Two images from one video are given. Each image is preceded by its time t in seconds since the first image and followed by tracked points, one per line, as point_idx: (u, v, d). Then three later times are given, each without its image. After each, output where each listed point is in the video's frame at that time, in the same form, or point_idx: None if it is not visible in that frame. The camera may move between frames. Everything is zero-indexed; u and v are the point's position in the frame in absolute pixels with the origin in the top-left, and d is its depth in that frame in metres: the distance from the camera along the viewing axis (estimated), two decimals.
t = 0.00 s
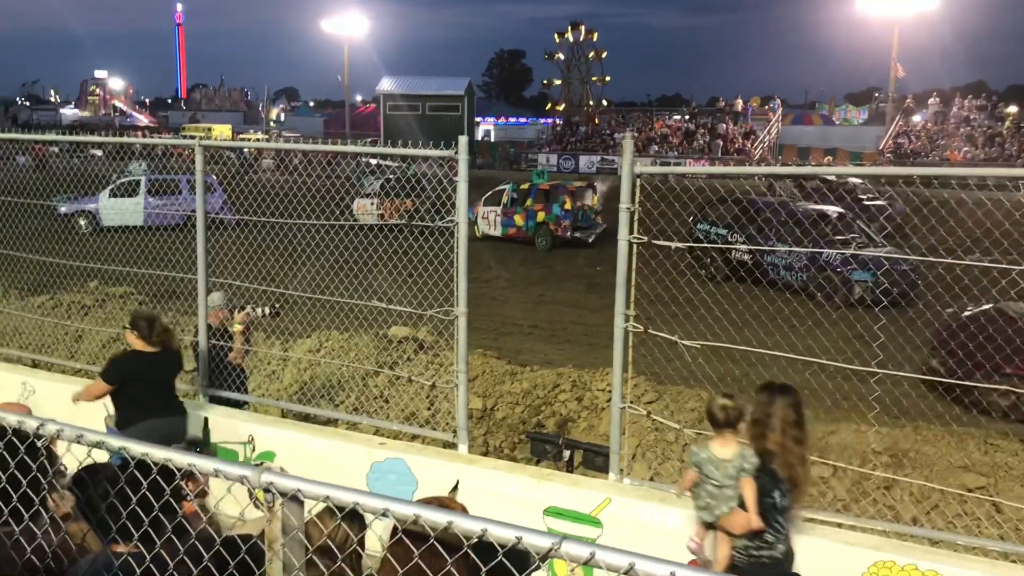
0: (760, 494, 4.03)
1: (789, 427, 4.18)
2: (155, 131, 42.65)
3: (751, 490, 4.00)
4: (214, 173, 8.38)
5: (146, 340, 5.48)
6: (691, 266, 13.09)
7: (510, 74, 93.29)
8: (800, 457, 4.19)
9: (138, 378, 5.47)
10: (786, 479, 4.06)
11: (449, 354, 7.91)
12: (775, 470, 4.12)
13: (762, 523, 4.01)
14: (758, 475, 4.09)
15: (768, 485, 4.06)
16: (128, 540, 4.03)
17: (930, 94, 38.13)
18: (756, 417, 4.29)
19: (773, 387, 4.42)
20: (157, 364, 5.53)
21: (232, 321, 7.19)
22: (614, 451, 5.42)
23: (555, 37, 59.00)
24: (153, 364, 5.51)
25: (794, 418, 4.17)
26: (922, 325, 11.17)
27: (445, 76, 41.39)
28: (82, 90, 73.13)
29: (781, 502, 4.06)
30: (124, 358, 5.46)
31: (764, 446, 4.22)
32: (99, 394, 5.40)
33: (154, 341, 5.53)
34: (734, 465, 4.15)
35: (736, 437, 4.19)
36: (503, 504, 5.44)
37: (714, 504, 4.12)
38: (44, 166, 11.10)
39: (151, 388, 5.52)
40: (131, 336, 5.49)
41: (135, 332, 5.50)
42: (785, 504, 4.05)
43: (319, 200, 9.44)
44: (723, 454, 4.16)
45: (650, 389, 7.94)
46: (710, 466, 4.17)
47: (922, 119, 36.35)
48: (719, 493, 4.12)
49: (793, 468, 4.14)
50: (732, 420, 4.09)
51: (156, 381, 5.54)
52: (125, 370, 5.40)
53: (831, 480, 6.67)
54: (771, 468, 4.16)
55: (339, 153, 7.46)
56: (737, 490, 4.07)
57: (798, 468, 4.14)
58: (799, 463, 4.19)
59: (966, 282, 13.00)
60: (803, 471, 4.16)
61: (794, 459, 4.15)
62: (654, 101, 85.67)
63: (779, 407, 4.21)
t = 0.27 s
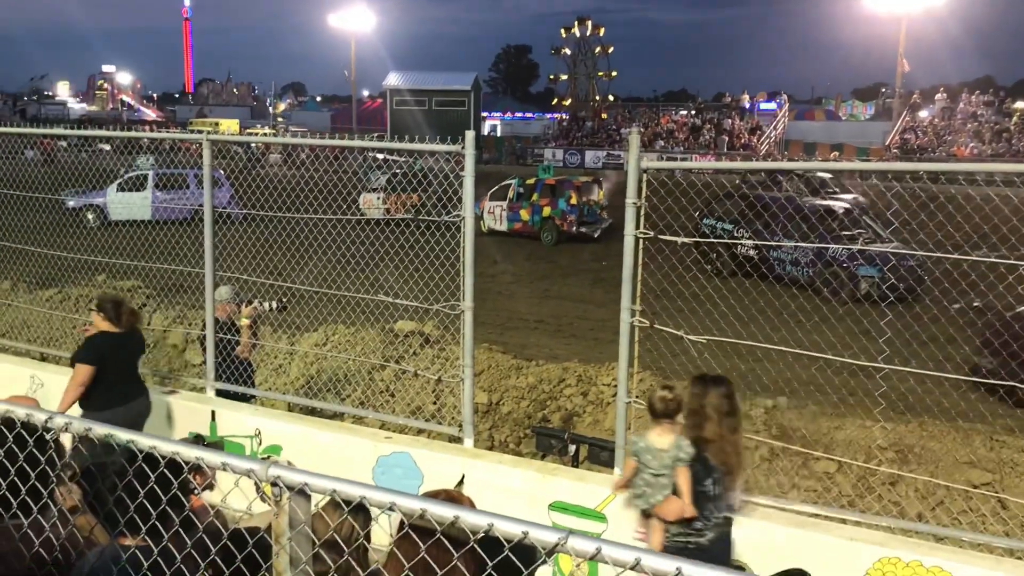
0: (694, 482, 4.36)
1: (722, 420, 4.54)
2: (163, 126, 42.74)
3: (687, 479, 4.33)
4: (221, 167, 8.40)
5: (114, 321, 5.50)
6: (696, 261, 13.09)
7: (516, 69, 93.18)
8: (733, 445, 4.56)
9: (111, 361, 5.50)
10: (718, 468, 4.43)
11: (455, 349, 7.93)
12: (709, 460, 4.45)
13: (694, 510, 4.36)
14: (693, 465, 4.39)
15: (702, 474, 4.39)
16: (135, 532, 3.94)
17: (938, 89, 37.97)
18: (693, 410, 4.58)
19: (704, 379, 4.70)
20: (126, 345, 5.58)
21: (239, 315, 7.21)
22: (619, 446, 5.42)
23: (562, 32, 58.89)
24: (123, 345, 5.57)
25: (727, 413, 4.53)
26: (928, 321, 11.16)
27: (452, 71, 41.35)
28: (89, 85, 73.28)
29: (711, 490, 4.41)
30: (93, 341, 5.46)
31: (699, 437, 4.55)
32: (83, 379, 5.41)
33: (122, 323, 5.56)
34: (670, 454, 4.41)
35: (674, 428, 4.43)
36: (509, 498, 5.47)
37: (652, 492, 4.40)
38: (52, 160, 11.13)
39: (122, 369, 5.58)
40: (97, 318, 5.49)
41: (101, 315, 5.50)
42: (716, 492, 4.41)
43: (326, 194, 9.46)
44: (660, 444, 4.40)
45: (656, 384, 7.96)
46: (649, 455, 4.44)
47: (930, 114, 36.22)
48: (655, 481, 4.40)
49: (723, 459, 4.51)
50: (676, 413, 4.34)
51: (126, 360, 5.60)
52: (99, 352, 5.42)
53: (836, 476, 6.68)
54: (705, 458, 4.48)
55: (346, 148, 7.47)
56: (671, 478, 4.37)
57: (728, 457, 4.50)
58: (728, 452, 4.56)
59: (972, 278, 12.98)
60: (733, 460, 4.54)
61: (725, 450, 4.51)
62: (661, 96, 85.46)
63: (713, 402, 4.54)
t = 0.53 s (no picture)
0: (619, 461, 4.21)
1: (650, 400, 4.38)
2: (168, 125, 42.81)
3: (611, 457, 4.18)
4: (226, 166, 8.40)
5: (69, 318, 5.78)
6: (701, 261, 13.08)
7: (521, 68, 93.19)
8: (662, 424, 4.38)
9: (73, 355, 5.75)
10: (645, 447, 4.28)
11: (459, 348, 7.92)
12: (634, 438, 4.31)
13: (620, 489, 4.21)
14: (618, 444, 4.25)
15: (626, 453, 4.23)
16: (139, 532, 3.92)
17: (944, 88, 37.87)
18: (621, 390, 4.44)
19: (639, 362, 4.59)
20: (82, 340, 5.86)
21: (243, 314, 7.21)
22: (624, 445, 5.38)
23: (566, 32, 58.84)
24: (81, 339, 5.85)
25: (655, 392, 4.38)
26: (933, 320, 11.12)
27: (456, 70, 41.37)
28: (94, 84, 73.42)
29: (639, 469, 4.26)
30: (54, 336, 5.71)
31: (626, 418, 4.40)
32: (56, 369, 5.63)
33: (75, 320, 5.83)
34: (598, 434, 4.32)
35: (601, 408, 4.33)
36: (512, 498, 5.45)
37: (580, 471, 4.29)
38: (56, 160, 11.15)
39: (84, 362, 5.86)
40: (52, 316, 5.75)
41: (55, 314, 5.76)
42: (644, 471, 4.25)
43: (330, 193, 9.46)
44: (587, 423, 4.31)
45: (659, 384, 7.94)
46: (576, 435, 4.33)
47: (935, 113, 36.15)
48: (583, 460, 4.31)
49: (652, 438, 4.36)
50: (602, 392, 4.23)
51: (88, 354, 5.88)
52: (63, 345, 5.68)
53: (840, 476, 6.66)
54: (633, 438, 4.34)
55: (350, 147, 7.45)
56: (598, 457, 4.26)
57: (658, 437, 4.35)
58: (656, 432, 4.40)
59: (978, 277, 12.95)
60: (663, 440, 4.37)
61: (654, 430, 4.36)
62: (665, 96, 85.47)
63: (641, 382, 4.39)
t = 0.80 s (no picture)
0: (563, 457, 4.37)
1: (591, 395, 4.48)
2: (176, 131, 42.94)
3: (555, 454, 4.35)
4: (233, 171, 8.42)
5: (33, 315, 5.81)
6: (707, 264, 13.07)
7: (526, 72, 93.27)
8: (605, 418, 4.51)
9: (26, 355, 5.75)
10: (588, 443, 4.41)
11: (466, 352, 7.91)
12: (577, 434, 4.45)
13: (565, 484, 4.37)
14: (561, 441, 4.41)
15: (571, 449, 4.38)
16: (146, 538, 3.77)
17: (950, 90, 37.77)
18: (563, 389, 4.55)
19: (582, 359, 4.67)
20: (42, 339, 5.85)
21: (251, 319, 7.22)
22: (632, 448, 5.37)
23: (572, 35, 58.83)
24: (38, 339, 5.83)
25: (595, 388, 4.48)
26: (942, 322, 11.07)
27: (462, 74, 41.41)
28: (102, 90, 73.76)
29: (583, 464, 4.41)
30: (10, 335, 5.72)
31: (568, 415, 4.52)
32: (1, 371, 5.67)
33: (39, 316, 5.83)
34: (542, 432, 4.46)
35: (542, 407, 4.45)
36: (521, 502, 5.45)
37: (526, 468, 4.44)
38: (64, 166, 11.20)
39: (40, 362, 5.85)
40: (15, 312, 5.76)
41: (20, 310, 5.77)
42: (588, 466, 4.40)
43: (337, 197, 9.48)
44: (530, 424, 4.43)
45: (667, 387, 7.93)
46: (520, 435, 4.48)
47: (942, 115, 36.06)
48: (529, 459, 4.44)
49: (596, 433, 4.47)
50: (543, 393, 4.35)
51: (45, 353, 5.87)
52: (13, 347, 5.68)
53: (850, 479, 6.64)
54: (576, 434, 4.47)
55: (357, 151, 7.47)
56: (543, 454, 4.41)
57: (602, 432, 4.45)
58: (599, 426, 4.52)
59: (986, 280, 12.91)
60: (606, 436, 4.48)
61: (597, 425, 4.46)
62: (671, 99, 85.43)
63: (581, 379, 4.49)
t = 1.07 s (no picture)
0: (517, 449, 4.61)
1: (536, 389, 4.84)
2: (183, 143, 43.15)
3: (509, 446, 4.54)
4: (242, 182, 8.46)
5: (10, 325, 5.98)
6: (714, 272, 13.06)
7: (533, 81, 93.49)
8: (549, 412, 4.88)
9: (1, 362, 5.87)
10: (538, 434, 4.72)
11: (474, 361, 7.92)
12: (527, 428, 4.76)
13: (520, 476, 4.60)
14: (513, 434, 4.69)
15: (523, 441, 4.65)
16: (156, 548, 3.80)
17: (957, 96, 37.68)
18: (509, 388, 4.90)
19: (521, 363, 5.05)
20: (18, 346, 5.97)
21: (259, 330, 7.24)
22: (640, 458, 5.35)
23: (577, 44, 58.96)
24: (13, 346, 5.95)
25: (541, 382, 4.83)
26: (951, 330, 11.03)
27: (468, 85, 41.56)
28: (111, 102, 74.30)
29: (535, 456, 4.67)
30: None
31: (518, 411, 4.85)
32: None
33: (15, 326, 6.01)
34: (493, 427, 4.67)
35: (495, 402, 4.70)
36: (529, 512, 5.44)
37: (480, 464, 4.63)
38: (74, 178, 11.28)
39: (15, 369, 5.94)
40: None
41: None
42: (540, 458, 4.67)
43: (345, 208, 9.52)
44: (483, 419, 4.67)
45: (674, 395, 7.93)
46: (473, 431, 4.68)
47: (949, 122, 35.97)
48: (483, 453, 4.62)
49: (543, 426, 4.81)
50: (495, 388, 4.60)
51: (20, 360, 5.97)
52: None
53: (859, 488, 6.62)
54: (527, 427, 4.78)
55: (363, 162, 7.49)
56: (496, 449, 4.61)
57: (549, 423, 4.82)
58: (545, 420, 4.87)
59: (995, 287, 12.86)
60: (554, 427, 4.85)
61: (544, 417, 4.82)
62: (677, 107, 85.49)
63: (525, 375, 4.87)
